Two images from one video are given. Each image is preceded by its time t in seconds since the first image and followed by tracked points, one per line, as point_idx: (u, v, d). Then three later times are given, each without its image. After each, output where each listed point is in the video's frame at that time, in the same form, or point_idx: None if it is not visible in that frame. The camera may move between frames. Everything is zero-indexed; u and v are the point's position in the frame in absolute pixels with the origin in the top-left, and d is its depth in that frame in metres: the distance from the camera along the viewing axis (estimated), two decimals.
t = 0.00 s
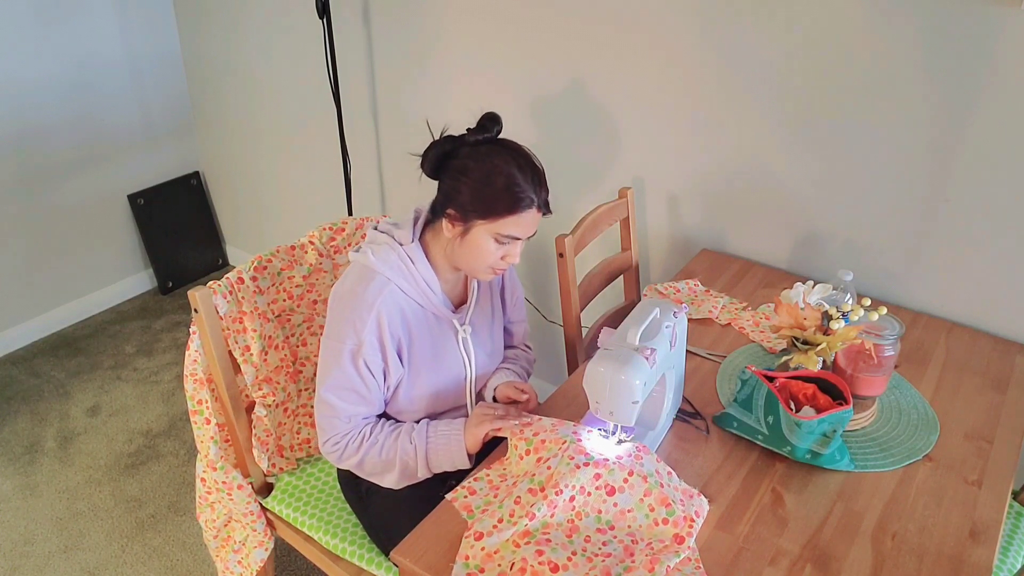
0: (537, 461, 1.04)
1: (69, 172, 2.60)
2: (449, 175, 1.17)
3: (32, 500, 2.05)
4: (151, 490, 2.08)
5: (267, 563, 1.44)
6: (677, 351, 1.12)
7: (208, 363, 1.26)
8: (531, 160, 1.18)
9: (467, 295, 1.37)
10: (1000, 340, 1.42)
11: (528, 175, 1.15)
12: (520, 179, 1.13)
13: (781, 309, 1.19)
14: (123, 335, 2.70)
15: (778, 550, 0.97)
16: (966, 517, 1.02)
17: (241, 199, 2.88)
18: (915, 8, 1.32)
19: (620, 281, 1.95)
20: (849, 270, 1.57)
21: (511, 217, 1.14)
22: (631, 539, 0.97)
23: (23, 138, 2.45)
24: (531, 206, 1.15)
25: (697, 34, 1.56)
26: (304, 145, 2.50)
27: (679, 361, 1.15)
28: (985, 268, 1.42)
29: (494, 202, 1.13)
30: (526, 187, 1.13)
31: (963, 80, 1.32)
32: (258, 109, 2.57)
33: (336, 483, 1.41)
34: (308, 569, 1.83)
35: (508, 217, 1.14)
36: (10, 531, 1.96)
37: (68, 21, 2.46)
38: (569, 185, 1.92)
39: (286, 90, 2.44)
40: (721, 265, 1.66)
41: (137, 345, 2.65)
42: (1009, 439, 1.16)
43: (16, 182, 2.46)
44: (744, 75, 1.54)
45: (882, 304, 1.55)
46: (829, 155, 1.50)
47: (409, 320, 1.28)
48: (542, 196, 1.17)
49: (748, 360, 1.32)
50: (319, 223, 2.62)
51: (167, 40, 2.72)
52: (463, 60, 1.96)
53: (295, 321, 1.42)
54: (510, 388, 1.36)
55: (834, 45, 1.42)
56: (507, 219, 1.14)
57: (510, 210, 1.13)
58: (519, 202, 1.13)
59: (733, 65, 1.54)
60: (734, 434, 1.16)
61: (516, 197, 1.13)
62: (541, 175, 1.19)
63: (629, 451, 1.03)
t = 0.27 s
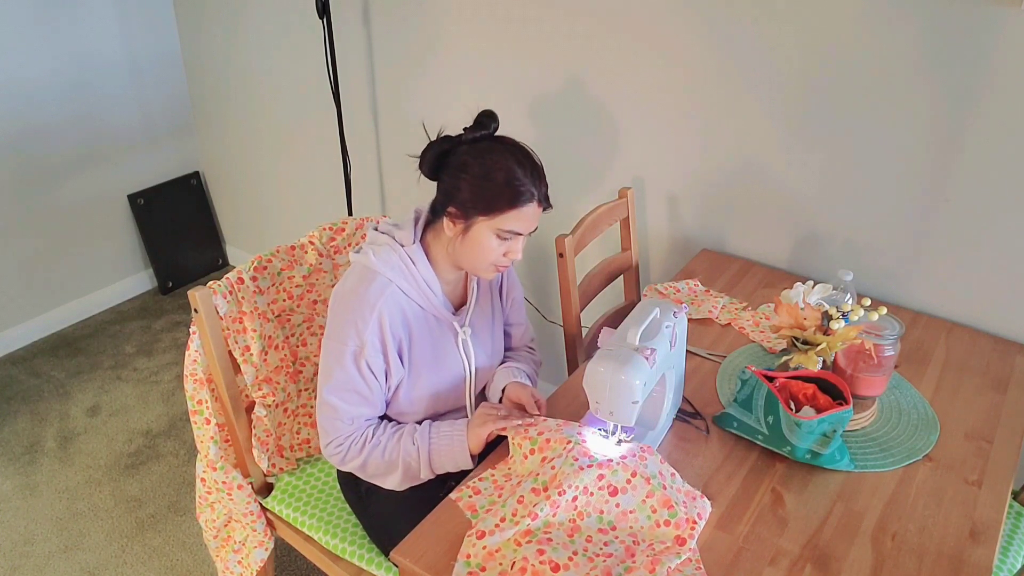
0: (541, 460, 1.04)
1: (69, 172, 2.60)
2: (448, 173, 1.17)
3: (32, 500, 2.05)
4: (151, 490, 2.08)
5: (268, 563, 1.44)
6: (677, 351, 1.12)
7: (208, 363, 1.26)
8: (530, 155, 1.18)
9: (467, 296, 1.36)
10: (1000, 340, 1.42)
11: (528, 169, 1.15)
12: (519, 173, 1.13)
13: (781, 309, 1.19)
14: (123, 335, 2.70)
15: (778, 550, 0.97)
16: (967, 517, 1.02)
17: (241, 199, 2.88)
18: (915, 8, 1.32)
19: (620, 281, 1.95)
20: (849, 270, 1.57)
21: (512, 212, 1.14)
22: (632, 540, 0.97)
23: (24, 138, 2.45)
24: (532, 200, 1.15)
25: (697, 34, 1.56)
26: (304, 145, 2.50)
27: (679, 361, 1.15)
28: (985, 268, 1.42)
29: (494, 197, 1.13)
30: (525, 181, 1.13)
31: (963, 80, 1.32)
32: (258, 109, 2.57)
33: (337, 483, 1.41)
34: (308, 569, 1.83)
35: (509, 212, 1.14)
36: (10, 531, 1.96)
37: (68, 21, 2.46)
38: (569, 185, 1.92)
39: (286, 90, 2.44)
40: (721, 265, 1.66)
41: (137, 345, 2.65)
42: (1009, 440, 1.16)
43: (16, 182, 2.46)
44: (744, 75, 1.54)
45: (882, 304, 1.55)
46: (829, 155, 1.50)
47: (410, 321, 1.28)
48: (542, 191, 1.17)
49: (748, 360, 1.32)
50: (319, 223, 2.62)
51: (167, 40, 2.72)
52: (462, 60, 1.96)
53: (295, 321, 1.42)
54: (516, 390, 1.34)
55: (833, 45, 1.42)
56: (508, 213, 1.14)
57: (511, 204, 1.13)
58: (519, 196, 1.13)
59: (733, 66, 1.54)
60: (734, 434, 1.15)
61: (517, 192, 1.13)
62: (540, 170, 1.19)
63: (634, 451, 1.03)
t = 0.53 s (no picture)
0: (545, 461, 1.04)
1: (69, 172, 2.60)
2: (448, 172, 1.17)
3: (32, 500, 2.05)
4: (151, 490, 2.08)
5: (268, 563, 1.44)
6: (677, 351, 1.12)
7: (208, 363, 1.26)
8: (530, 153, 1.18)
9: (468, 296, 1.37)
10: (1000, 340, 1.42)
11: (528, 167, 1.14)
12: (519, 170, 1.13)
13: (781, 309, 1.19)
14: (124, 335, 2.70)
15: (778, 550, 0.97)
16: (966, 517, 1.02)
17: (241, 199, 2.88)
18: (915, 8, 1.32)
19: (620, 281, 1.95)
20: (849, 270, 1.57)
21: (512, 210, 1.14)
22: (633, 540, 0.97)
23: (24, 138, 2.45)
24: (532, 197, 1.15)
25: (697, 34, 1.56)
26: (304, 145, 2.50)
27: (679, 361, 1.15)
28: (985, 268, 1.42)
29: (494, 195, 1.13)
30: (525, 178, 1.13)
31: (963, 80, 1.32)
32: (259, 109, 2.57)
33: (337, 483, 1.41)
34: (308, 569, 1.83)
35: (510, 210, 1.14)
36: (10, 531, 1.96)
37: (68, 21, 2.46)
38: (569, 185, 1.92)
39: (286, 90, 2.44)
40: (721, 265, 1.66)
41: (137, 346, 2.65)
42: (1009, 439, 1.16)
43: (16, 182, 2.46)
44: (744, 75, 1.54)
45: (882, 304, 1.55)
46: (829, 155, 1.50)
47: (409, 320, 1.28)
48: (542, 189, 1.17)
49: (748, 360, 1.32)
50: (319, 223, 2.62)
51: (167, 40, 2.72)
52: (462, 60, 1.96)
53: (295, 321, 1.42)
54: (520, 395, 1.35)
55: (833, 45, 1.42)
56: (508, 211, 1.14)
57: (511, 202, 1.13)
58: (519, 194, 1.13)
59: (733, 65, 1.54)
60: (734, 434, 1.16)
61: (517, 190, 1.13)
62: (540, 168, 1.19)
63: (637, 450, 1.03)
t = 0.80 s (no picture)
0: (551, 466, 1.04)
1: (69, 171, 2.60)
2: (448, 179, 1.17)
3: (32, 500, 2.05)
4: (151, 490, 2.08)
5: (267, 563, 1.44)
6: (677, 351, 1.12)
7: (208, 363, 1.26)
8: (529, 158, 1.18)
9: (469, 300, 1.36)
10: (1000, 340, 1.42)
11: (527, 173, 1.14)
12: (519, 177, 1.13)
13: (781, 309, 1.19)
14: (124, 335, 2.70)
15: (778, 550, 0.97)
16: (967, 517, 1.02)
17: (241, 199, 2.88)
18: (915, 8, 1.32)
19: (620, 281, 1.95)
20: (849, 270, 1.57)
21: (513, 217, 1.14)
22: (637, 542, 0.96)
23: (24, 138, 2.45)
24: (533, 204, 1.15)
25: (697, 33, 1.56)
26: (304, 145, 2.50)
27: (679, 362, 1.15)
28: (985, 268, 1.42)
29: (494, 203, 1.13)
30: (525, 185, 1.13)
31: (963, 80, 1.32)
32: (259, 109, 2.57)
33: (337, 483, 1.41)
34: (308, 568, 1.83)
35: (511, 217, 1.14)
36: (10, 531, 1.96)
37: (67, 20, 2.46)
38: (569, 185, 1.92)
39: (286, 90, 2.44)
40: (721, 264, 1.66)
41: (137, 346, 2.65)
42: (1009, 439, 1.16)
43: (16, 182, 2.46)
44: (744, 75, 1.54)
45: (882, 304, 1.55)
46: (828, 155, 1.50)
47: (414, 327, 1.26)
48: (542, 195, 1.17)
49: (748, 360, 1.32)
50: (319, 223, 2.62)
51: (167, 40, 2.72)
52: (462, 61, 1.96)
53: (295, 321, 1.42)
54: (522, 397, 1.35)
55: (833, 45, 1.42)
56: (509, 219, 1.14)
57: (512, 210, 1.13)
58: (520, 201, 1.13)
59: (733, 65, 1.54)
60: (734, 434, 1.15)
61: (517, 197, 1.13)
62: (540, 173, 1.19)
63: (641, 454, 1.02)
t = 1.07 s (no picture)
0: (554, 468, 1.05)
1: (69, 171, 2.60)
2: (450, 180, 1.17)
3: (32, 500, 2.05)
4: (151, 490, 2.08)
5: (267, 563, 1.44)
6: (677, 351, 1.12)
7: (208, 363, 1.26)
8: (531, 159, 1.18)
9: (470, 301, 1.36)
10: (1000, 340, 1.42)
11: (530, 175, 1.14)
12: (522, 179, 1.13)
13: (781, 309, 1.19)
14: (123, 335, 2.70)
15: (777, 550, 0.97)
16: (967, 517, 1.02)
17: (241, 199, 2.88)
18: (915, 8, 1.31)
19: (620, 281, 1.95)
20: (849, 270, 1.57)
21: (515, 220, 1.14)
22: (638, 543, 0.96)
23: (24, 138, 2.45)
24: (535, 207, 1.15)
25: (698, 33, 1.56)
26: (304, 145, 2.50)
27: (679, 362, 1.15)
28: (985, 268, 1.42)
29: (497, 205, 1.13)
30: (528, 187, 1.13)
31: (963, 80, 1.32)
32: (259, 109, 2.57)
33: (337, 483, 1.41)
34: (308, 568, 1.83)
35: (513, 220, 1.14)
36: (10, 531, 1.96)
37: (67, 20, 2.46)
38: (569, 185, 1.92)
39: (286, 89, 2.44)
40: (721, 265, 1.66)
41: (137, 346, 2.65)
42: (1009, 439, 1.16)
43: (16, 182, 2.46)
44: (744, 75, 1.54)
45: (882, 304, 1.55)
46: (828, 155, 1.50)
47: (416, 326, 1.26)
48: (545, 197, 1.17)
49: (748, 360, 1.32)
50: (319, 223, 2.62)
51: (167, 40, 2.72)
52: (462, 61, 1.96)
53: (295, 321, 1.42)
54: (523, 398, 1.35)
55: (833, 45, 1.42)
56: (511, 222, 1.14)
57: (514, 212, 1.13)
58: (522, 203, 1.13)
59: (733, 65, 1.54)
60: (734, 434, 1.15)
61: (520, 199, 1.13)
62: (543, 175, 1.18)
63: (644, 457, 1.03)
